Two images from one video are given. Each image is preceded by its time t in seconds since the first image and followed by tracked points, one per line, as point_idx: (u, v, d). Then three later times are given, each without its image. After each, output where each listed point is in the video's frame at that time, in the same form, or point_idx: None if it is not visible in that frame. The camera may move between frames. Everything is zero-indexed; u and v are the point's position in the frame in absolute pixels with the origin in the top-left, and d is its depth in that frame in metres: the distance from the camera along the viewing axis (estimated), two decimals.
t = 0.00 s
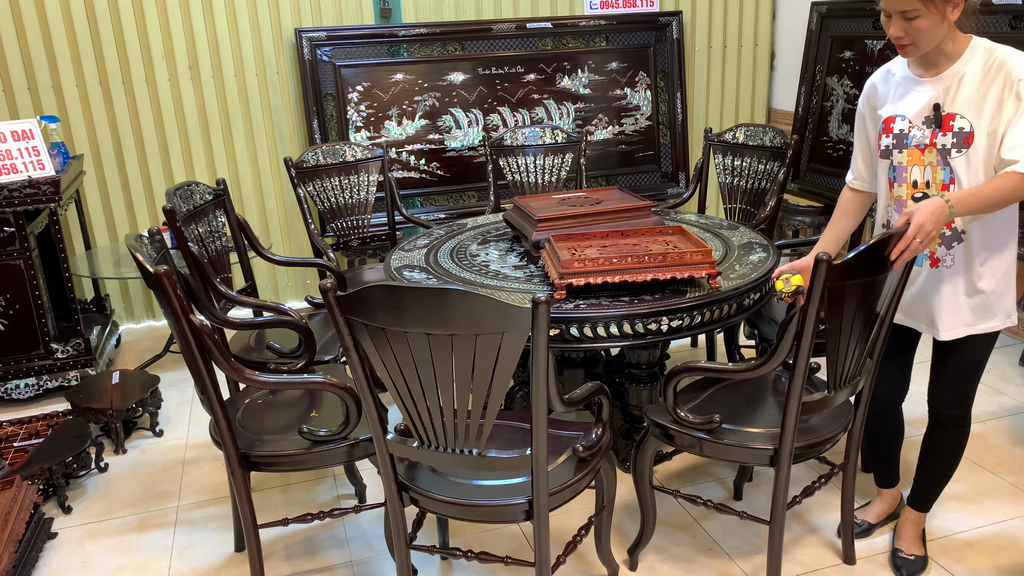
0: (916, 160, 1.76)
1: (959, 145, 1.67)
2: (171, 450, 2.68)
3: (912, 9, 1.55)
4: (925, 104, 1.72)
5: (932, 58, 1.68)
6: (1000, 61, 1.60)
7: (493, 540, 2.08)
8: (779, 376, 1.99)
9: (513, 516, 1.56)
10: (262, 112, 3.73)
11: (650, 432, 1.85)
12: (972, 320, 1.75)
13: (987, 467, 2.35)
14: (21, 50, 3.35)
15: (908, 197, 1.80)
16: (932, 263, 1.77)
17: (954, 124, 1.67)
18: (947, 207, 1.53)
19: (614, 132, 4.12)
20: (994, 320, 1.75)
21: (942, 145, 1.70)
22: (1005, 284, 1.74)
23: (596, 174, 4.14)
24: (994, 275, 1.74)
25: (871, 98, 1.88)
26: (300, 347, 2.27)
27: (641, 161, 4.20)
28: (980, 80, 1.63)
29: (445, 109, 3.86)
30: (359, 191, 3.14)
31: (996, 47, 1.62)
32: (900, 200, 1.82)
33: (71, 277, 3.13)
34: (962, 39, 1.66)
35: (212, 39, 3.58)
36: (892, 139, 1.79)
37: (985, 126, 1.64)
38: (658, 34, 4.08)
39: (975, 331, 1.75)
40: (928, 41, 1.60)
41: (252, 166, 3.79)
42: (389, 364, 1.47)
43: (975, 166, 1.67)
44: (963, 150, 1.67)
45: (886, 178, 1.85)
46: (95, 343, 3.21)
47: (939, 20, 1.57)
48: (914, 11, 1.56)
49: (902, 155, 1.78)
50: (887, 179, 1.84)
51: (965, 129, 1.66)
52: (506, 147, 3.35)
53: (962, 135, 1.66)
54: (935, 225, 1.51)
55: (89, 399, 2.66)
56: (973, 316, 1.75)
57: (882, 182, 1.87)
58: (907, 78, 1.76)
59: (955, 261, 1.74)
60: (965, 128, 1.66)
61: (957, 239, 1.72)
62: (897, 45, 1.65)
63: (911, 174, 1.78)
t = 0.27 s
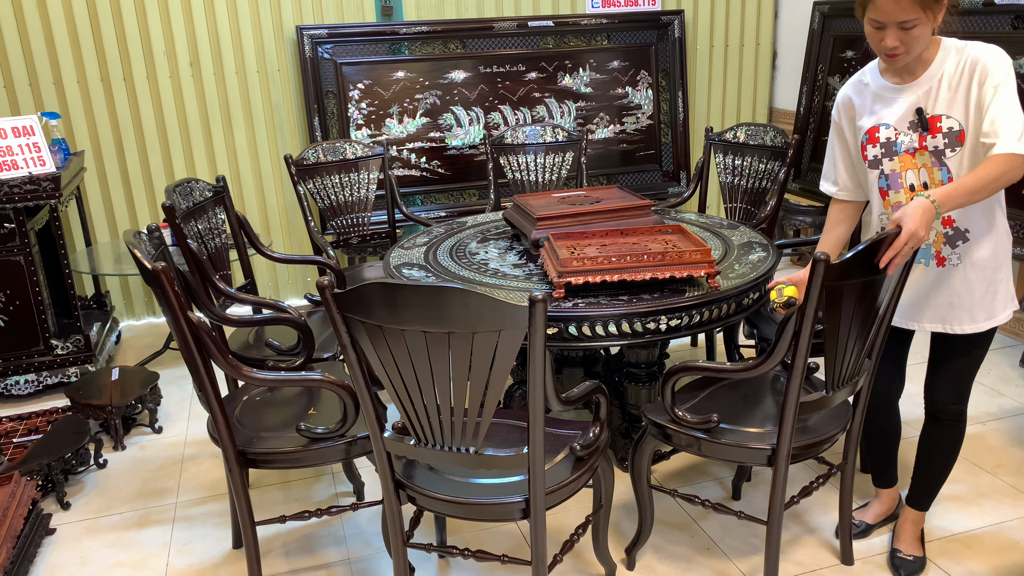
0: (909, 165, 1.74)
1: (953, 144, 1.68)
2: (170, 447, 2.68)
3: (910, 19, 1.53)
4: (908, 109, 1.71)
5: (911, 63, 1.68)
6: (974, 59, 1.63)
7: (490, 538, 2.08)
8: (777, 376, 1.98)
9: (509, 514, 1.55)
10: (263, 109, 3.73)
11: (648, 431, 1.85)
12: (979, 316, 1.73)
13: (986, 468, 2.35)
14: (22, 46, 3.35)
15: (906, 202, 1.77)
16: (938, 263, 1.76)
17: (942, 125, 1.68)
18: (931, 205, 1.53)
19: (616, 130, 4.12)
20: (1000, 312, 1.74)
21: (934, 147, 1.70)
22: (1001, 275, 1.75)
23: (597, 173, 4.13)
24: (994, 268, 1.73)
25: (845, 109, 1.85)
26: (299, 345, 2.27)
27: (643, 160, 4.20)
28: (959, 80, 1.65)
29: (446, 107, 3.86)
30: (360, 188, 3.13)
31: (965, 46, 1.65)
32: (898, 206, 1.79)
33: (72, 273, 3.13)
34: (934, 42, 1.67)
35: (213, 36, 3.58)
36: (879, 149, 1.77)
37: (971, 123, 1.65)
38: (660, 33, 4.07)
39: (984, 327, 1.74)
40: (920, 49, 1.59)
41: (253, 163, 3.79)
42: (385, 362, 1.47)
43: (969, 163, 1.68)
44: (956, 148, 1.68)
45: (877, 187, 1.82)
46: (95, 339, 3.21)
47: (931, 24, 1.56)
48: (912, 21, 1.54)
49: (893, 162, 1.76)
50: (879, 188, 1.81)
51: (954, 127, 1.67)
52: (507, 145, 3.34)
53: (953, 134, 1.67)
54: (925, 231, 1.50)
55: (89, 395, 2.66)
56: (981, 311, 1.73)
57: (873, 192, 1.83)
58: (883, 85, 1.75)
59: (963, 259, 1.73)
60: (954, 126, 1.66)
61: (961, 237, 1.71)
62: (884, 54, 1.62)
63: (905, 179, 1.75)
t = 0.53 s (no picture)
0: (907, 170, 1.75)
1: (949, 148, 1.69)
2: (171, 446, 2.68)
3: (919, 26, 1.53)
4: (902, 115, 1.72)
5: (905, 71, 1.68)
6: (963, 61, 1.62)
7: (489, 538, 2.08)
8: (778, 376, 1.98)
9: (508, 515, 1.55)
10: (264, 109, 3.73)
11: (648, 432, 1.84)
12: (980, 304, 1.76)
13: (987, 469, 2.34)
14: (24, 46, 3.35)
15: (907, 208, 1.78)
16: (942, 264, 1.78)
17: (937, 130, 1.69)
18: (934, 205, 1.53)
19: (617, 130, 4.11)
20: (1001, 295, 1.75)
21: (931, 152, 1.71)
22: (1002, 263, 1.76)
23: (598, 172, 4.13)
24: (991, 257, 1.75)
25: (838, 115, 1.85)
26: (299, 344, 2.27)
27: (644, 160, 4.19)
28: (952, 83, 1.64)
29: (448, 107, 3.85)
30: (361, 188, 3.13)
31: (953, 50, 1.65)
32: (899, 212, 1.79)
33: (73, 273, 3.14)
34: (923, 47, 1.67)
35: (215, 36, 3.58)
36: (876, 156, 1.78)
37: (965, 126, 1.65)
38: (662, 32, 4.06)
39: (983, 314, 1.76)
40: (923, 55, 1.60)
41: (254, 163, 3.79)
42: (384, 362, 1.47)
43: (966, 166, 1.69)
44: (953, 152, 1.69)
45: (875, 193, 1.82)
46: (97, 338, 3.22)
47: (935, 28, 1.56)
48: (921, 28, 1.54)
49: (892, 168, 1.77)
50: (879, 194, 1.81)
51: (950, 132, 1.67)
52: (508, 145, 3.34)
53: (949, 138, 1.68)
54: (926, 230, 1.51)
55: (90, 394, 2.66)
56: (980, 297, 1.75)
57: (871, 198, 1.84)
58: (876, 92, 1.75)
59: (963, 260, 1.76)
60: (949, 131, 1.67)
61: (961, 238, 1.75)
62: (885, 61, 1.62)
63: (904, 184, 1.76)
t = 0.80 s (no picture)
0: (917, 171, 1.75)
1: (961, 150, 1.68)
2: (177, 447, 2.69)
3: (929, 24, 1.52)
4: (913, 116, 1.71)
5: (917, 71, 1.67)
6: (977, 64, 1.61)
7: (495, 539, 2.08)
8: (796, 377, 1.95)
9: (513, 516, 1.55)
10: (270, 110, 3.73)
11: (671, 437, 1.81)
12: (986, 303, 1.78)
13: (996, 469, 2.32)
14: (32, 49, 3.37)
15: (915, 208, 1.78)
16: (952, 266, 1.79)
17: (949, 132, 1.68)
18: (966, 199, 1.52)
19: (623, 130, 4.11)
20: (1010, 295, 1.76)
21: (942, 153, 1.70)
22: (1018, 261, 1.75)
23: (604, 172, 4.12)
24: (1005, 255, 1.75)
25: (849, 115, 1.84)
26: (305, 345, 2.27)
27: (650, 160, 4.18)
28: (965, 86, 1.64)
29: (453, 108, 3.85)
30: (366, 189, 3.14)
31: (967, 51, 1.64)
32: (907, 213, 1.79)
33: (81, 274, 3.15)
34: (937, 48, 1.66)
35: (220, 38, 3.58)
36: (886, 156, 1.77)
37: (979, 129, 1.65)
38: (667, 32, 4.05)
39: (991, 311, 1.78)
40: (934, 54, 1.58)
41: (260, 164, 3.80)
42: (388, 363, 1.47)
43: (978, 168, 1.69)
44: (964, 154, 1.68)
45: (884, 194, 1.81)
46: (104, 340, 3.23)
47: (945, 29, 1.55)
48: (932, 26, 1.53)
49: (901, 169, 1.76)
50: (886, 195, 1.81)
51: (962, 134, 1.67)
52: (513, 145, 3.33)
53: (961, 141, 1.68)
54: (960, 223, 1.50)
55: (97, 396, 2.67)
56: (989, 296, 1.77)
57: (880, 198, 1.83)
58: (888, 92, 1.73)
59: (977, 260, 1.76)
60: (961, 133, 1.67)
61: (974, 239, 1.76)
62: (896, 61, 1.61)
63: (913, 185, 1.76)
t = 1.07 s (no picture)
0: (944, 166, 1.76)
1: (991, 146, 1.70)
2: (180, 446, 2.69)
3: (954, 17, 1.53)
4: (945, 110, 1.72)
5: (949, 64, 1.69)
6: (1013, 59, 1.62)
7: (497, 538, 2.08)
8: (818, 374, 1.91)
9: (515, 515, 1.54)
10: (273, 109, 3.74)
11: (730, 451, 1.70)
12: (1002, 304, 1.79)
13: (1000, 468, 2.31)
14: (35, 48, 3.37)
15: (939, 203, 1.79)
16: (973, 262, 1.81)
17: (980, 128, 1.69)
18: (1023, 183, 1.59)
19: (626, 128, 4.10)
20: None
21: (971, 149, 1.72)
22: None
23: (607, 171, 4.11)
24: None
25: (880, 108, 1.85)
26: (307, 344, 2.27)
27: (653, 158, 4.17)
28: (999, 82, 1.65)
29: (456, 106, 3.85)
30: (369, 188, 3.14)
31: (1001, 46, 1.65)
32: (931, 207, 1.80)
33: (84, 274, 3.15)
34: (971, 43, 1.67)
35: (223, 37, 3.58)
36: (914, 150, 1.78)
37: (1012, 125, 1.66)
38: (671, 30, 4.04)
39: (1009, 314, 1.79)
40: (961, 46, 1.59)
41: (263, 163, 3.80)
42: (390, 363, 1.47)
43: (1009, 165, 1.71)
44: (994, 150, 1.70)
45: (909, 187, 1.82)
46: (107, 339, 3.23)
47: (973, 23, 1.56)
48: (957, 19, 1.54)
49: (928, 163, 1.77)
50: (912, 189, 1.82)
51: (993, 130, 1.68)
52: (516, 144, 3.32)
53: (992, 136, 1.69)
54: None
55: (100, 395, 2.68)
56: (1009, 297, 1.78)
57: (905, 192, 1.85)
58: (921, 86, 1.75)
59: (999, 258, 1.79)
60: (993, 129, 1.68)
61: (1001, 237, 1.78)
62: (924, 54, 1.62)
63: (939, 180, 1.77)
